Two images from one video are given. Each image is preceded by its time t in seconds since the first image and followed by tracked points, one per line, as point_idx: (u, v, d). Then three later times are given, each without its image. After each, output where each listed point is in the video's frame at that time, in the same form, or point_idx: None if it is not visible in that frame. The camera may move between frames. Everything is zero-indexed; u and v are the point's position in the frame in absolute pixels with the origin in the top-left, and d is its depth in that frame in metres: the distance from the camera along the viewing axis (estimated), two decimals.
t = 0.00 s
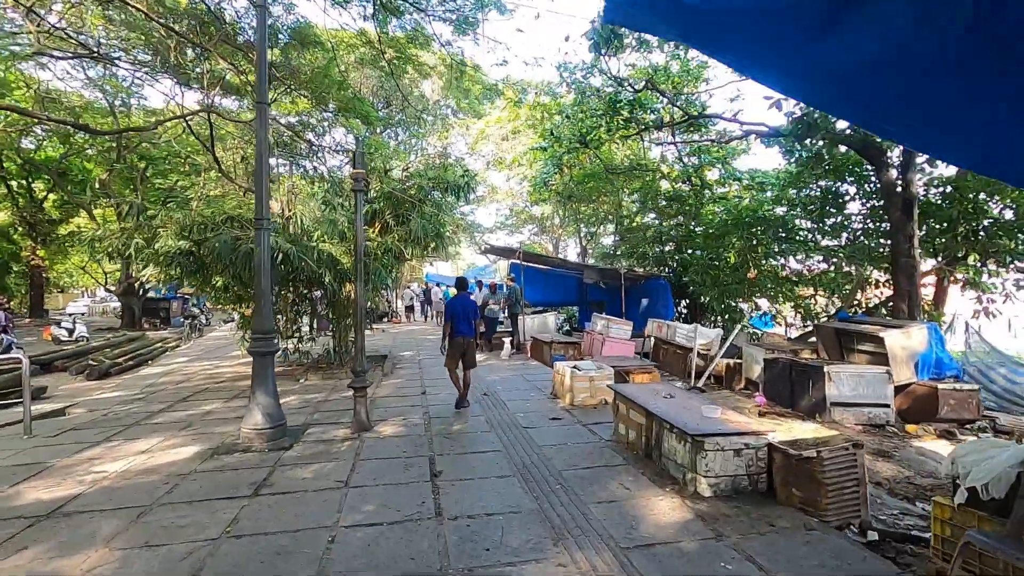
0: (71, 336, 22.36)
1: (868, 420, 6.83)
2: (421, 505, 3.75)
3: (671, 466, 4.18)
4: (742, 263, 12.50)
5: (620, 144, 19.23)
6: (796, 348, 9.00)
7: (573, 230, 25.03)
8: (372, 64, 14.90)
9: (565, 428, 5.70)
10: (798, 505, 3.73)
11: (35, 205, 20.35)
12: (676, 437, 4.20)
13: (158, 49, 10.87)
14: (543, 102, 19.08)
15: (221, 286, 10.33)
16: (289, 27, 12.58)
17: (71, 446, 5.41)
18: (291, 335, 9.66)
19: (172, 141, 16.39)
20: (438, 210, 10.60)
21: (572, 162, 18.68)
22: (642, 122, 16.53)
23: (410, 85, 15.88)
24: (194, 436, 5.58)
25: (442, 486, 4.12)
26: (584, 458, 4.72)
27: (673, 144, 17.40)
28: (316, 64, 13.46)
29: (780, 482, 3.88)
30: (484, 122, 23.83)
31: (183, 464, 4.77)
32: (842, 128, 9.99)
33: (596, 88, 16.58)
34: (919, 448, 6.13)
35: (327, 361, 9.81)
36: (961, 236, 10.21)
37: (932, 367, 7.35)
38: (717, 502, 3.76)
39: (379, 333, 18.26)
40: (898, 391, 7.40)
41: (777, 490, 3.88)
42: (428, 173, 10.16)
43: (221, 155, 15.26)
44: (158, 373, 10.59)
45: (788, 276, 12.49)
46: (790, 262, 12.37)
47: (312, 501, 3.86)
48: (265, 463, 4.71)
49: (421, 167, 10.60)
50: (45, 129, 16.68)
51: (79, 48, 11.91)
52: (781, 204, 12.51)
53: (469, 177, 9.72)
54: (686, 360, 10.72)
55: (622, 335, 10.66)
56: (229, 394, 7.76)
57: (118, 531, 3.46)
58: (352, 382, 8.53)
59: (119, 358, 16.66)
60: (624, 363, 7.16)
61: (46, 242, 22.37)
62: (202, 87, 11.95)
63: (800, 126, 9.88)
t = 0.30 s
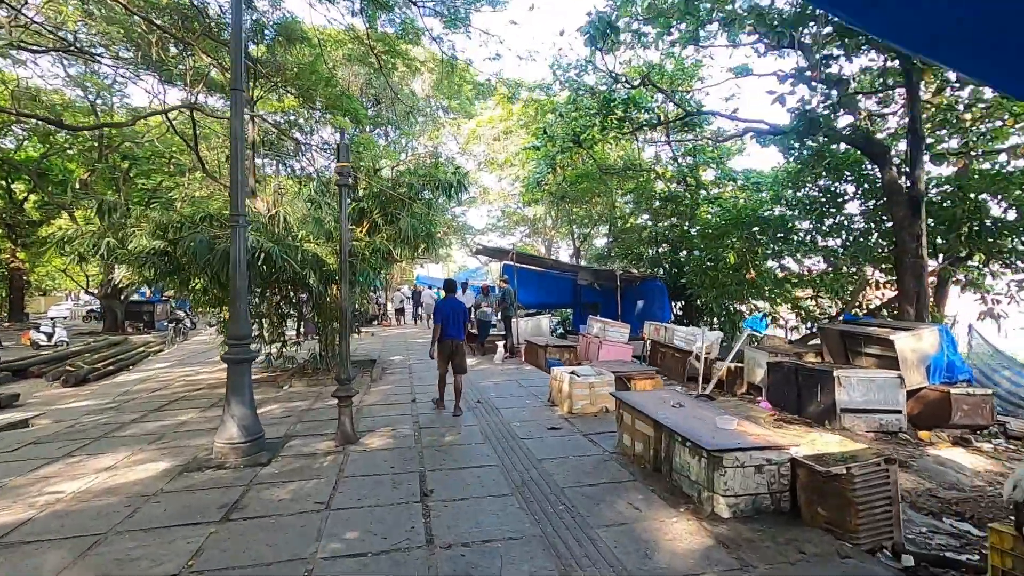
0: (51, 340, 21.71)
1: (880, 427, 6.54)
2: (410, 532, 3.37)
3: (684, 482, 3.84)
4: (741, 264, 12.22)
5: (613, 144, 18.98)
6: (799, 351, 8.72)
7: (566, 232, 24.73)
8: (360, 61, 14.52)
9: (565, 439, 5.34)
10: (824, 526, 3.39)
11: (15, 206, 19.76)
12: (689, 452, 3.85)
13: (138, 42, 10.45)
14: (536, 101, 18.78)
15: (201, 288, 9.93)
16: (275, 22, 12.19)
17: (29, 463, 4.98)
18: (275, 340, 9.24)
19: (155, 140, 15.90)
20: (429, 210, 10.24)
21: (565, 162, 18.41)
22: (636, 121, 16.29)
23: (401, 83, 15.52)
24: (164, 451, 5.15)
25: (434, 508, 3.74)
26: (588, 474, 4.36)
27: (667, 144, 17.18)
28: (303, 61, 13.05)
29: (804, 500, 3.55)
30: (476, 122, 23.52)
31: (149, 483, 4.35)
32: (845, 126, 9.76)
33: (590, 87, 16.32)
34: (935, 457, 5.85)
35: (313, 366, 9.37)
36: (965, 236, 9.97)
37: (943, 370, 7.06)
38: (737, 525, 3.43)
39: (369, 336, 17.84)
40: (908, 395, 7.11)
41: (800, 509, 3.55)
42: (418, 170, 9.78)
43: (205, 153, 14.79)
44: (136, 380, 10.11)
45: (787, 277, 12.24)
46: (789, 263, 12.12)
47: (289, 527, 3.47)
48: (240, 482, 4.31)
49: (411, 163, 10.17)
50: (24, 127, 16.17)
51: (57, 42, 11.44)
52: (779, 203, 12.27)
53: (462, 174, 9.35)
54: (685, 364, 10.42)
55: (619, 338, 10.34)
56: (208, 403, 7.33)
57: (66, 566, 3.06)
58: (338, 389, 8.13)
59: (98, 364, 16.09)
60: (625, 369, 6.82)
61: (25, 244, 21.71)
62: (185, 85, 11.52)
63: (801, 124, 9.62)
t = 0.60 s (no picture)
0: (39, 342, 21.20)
1: (906, 439, 6.17)
2: (409, 571, 2.97)
3: (715, 510, 3.46)
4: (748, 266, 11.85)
5: (615, 143, 18.62)
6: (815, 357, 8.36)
7: (566, 233, 24.35)
8: (357, 57, 14.10)
9: (576, 455, 4.95)
10: (875, 560, 3.02)
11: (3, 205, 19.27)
12: (719, 475, 3.46)
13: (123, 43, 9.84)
14: (536, 99, 18.39)
15: (187, 291, 9.47)
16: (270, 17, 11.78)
17: None
18: (266, 345, 8.82)
19: (145, 138, 15.44)
20: (428, 209, 9.86)
21: (566, 161, 18.03)
22: (639, 120, 15.95)
23: (398, 80, 15.11)
24: (141, 469, 4.74)
25: (436, 540, 3.34)
26: (604, 497, 3.97)
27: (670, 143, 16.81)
28: (299, 57, 12.64)
29: (849, 529, 3.17)
30: (475, 122, 23.12)
31: (120, 508, 3.94)
32: (859, 124, 9.42)
33: (592, 85, 15.96)
34: (968, 473, 5.49)
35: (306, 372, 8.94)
36: (983, 238, 9.62)
37: (971, 379, 6.68)
38: (778, 562, 3.05)
39: (365, 339, 17.40)
40: (934, 404, 6.76)
41: (846, 539, 3.18)
42: (416, 167, 9.37)
43: (195, 151, 14.33)
44: (120, 386, 9.67)
45: (796, 280, 11.87)
46: (798, 264, 11.78)
47: (272, 564, 3.07)
48: (221, 507, 3.91)
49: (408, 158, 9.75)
50: (11, 124, 15.72)
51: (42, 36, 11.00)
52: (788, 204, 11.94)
53: (465, 171, 8.89)
54: (693, 369, 10.05)
55: (625, 342, 9.96)
56: (193, 414, 6.91)
57: None
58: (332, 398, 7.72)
59: (85, 367, 15.61)
60: (636, 377, 6.44)
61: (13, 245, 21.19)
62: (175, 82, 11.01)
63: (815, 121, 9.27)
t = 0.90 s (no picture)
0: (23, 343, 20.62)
1: (927, 446, 5.82)
2: None
3: (741, 533, 3.08)
4: (751, 264, 11.51)
5: (613, 140, 18.28)
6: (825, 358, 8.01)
7: (562, 232, 23.99)
8: (348, 50, 13.68)
9: (580, 466, 4.56)
10: None
11: None
12: (745, 494, 3.08)
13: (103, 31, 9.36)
14: (533, 95, 17.99)
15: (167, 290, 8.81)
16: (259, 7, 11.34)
17: None
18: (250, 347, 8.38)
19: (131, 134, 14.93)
20: (421, 204, 9.46)
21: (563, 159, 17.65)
22: (637, 117, 15.65)
23: (392, 75, 14.70)
24: (102, 483, 4.30)
25: (426, 569, 2.94)
26: (614, 516, 3.58)
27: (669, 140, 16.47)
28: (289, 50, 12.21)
29: (894, 553, 2.80)
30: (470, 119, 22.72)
31: (72, 531, 3.51)
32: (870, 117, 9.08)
33: (590, 80, 15.62)
34: (997, 483, 5.14)
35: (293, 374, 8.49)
36: (996, 235, 9.30)
37: (996, 382, 6.29)
38: None
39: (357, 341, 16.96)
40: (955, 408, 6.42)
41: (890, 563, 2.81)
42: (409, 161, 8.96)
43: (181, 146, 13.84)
44: (98, 391, 9.20)
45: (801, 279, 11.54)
46: (803, 263, 11.44)
47: None
48: (185, 528, 3.49)
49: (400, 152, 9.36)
50: None
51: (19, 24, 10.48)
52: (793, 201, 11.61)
53: (460, 165, 8.51)
54: (697, 371, 9.68)
55: (626, 343, 9.59)
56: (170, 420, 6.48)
57: None
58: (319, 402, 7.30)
59: (68, 370, 15.08)
60: (641, 381, 6.06)
61: None
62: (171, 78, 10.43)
63: (825, 115, 8.93)
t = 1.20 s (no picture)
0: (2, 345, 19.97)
1: (948, 457, 5.50)
2: None
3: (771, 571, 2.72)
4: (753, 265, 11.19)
5: (608, 138, 17.94)
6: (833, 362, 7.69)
7: (557, 232, 23.64)
8: (337, 44, 13.24)
9: (583, 486, 4.18)
10: None
11: None
12: (774, 527, 2.72)
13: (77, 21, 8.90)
14: (528, 90, 17.60)
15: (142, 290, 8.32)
16: None
17: None
18: (230, 352, 7.95)
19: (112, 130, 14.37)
20: (411, 202, 9.06)
21: (558, 156, 17.28)
22: (634, 114, 15.33)
23: (383, 70, 14.28)
24: (53, 509, 3.88)
25: None
26: (623, 547, 3.21)
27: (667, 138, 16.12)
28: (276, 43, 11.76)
29: None
30: (463, 117, 22.33)
31: (12, 568, 3.10)
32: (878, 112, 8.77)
33: (586, 76, 15.27)
34: None
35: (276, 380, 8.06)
36: (1006, 235, 9.02)
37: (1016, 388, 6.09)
38: None
39: (347, 343, 16.52)
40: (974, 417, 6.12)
41: None
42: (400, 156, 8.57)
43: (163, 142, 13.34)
44: (70, 398, 8.72)
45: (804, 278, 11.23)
46: (805, 263, 11.15)
47: None
48: (141, 565, 3.09)
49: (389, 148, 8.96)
50: None
51: None
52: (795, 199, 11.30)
53: (452, 160, 8.11)
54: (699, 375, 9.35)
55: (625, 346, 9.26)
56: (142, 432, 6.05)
57: None
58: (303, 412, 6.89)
59: (46, 373, 14.54)
60: (645, 389, 5.69)
61: None
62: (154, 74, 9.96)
63: (832, 110, 8.61)
